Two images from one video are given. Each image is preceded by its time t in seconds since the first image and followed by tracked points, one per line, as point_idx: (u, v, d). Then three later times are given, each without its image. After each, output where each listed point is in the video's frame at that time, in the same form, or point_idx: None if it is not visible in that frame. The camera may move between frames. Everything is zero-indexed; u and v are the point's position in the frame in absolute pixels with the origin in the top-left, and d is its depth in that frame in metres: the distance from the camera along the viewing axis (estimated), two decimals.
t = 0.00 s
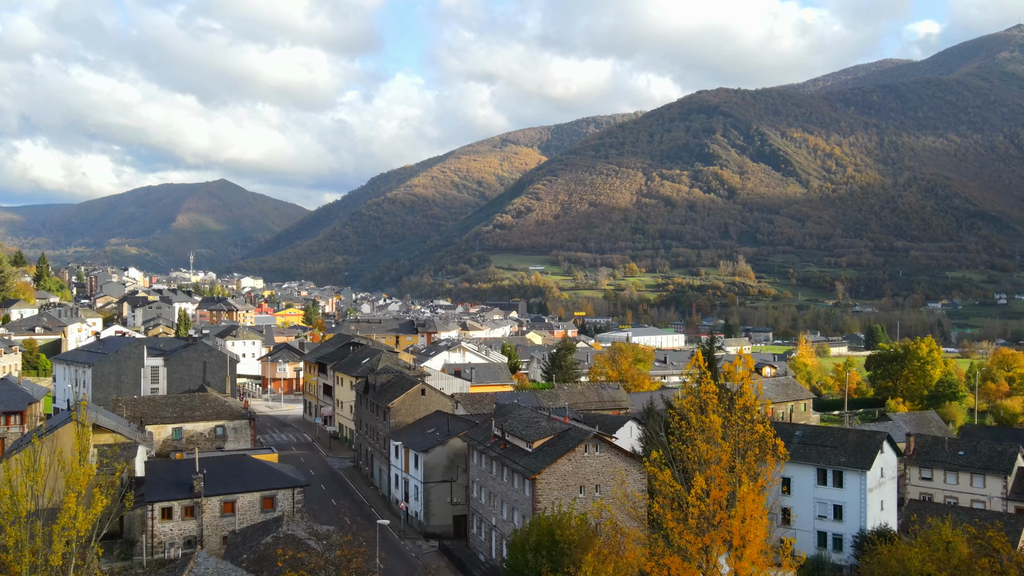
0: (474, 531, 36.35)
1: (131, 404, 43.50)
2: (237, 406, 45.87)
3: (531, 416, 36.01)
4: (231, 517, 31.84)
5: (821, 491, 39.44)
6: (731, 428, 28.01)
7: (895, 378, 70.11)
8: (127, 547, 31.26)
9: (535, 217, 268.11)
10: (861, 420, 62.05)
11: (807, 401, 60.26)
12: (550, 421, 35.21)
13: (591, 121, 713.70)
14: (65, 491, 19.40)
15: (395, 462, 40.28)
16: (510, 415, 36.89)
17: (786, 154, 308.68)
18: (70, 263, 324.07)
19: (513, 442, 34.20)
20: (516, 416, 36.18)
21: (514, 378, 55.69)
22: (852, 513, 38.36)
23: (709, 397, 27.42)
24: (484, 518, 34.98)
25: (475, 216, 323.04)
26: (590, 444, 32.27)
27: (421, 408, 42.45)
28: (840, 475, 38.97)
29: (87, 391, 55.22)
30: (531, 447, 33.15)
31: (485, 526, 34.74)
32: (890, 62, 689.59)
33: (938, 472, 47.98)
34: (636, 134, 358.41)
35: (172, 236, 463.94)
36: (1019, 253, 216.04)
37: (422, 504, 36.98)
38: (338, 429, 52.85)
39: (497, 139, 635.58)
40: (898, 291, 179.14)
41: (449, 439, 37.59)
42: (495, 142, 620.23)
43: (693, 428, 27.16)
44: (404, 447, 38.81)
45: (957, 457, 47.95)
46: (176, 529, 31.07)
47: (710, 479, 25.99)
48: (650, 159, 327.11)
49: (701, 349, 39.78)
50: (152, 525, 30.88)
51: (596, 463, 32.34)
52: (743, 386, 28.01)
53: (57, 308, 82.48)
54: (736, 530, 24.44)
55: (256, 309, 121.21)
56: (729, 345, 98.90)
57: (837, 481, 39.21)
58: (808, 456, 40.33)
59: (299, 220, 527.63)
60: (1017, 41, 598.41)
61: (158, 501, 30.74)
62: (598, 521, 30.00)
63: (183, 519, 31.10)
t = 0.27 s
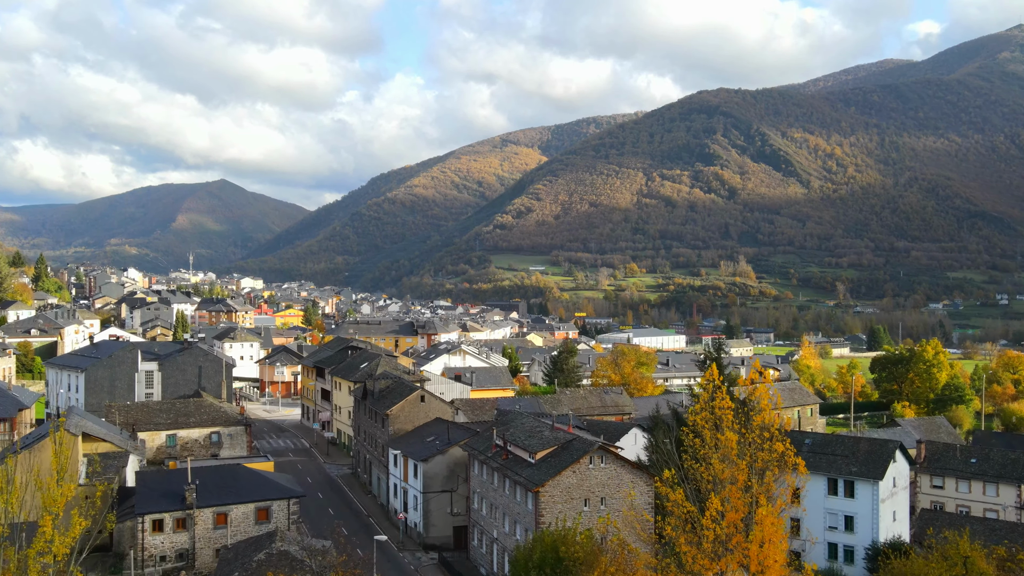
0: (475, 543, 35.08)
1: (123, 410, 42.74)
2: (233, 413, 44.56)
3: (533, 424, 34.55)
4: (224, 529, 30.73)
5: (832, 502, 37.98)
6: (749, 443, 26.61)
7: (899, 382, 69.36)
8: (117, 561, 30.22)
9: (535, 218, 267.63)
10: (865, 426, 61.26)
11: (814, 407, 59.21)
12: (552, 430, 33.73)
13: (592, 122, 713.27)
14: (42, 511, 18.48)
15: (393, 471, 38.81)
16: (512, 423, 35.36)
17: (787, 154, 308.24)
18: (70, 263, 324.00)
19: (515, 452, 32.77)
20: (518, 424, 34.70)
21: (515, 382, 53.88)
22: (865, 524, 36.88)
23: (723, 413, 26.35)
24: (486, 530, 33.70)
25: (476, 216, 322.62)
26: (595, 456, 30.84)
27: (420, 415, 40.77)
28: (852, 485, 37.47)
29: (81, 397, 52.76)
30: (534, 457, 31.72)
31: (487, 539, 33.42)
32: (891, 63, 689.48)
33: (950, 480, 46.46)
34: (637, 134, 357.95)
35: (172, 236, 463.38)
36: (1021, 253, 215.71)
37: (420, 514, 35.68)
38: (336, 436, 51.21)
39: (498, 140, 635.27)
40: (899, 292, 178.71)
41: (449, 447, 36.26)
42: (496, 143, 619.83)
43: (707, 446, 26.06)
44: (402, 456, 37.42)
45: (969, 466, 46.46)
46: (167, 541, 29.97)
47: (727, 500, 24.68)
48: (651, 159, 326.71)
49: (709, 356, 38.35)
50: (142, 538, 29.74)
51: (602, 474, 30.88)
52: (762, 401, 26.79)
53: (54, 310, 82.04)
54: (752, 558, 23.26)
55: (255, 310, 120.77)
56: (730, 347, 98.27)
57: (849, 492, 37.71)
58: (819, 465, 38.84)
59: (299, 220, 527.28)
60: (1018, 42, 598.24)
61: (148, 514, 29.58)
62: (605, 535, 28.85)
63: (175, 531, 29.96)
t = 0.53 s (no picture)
0: (476, 555, 34.14)
1: (114, 414, 40.94)
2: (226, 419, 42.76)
3: (537, 433, 33.50)
4: (218, 542, 28.74)
5: (843, 512, 37.10)
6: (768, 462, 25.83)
7: (905, 384, 68.80)
8: None
9: (535, 218, 267.11)
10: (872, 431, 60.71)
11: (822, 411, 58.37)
12: (556, 440, 32.58)
13: (592, 122, 712.70)
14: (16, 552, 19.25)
15: (392, 480, 37.66)
16: (515, 431, 34.31)
17: (787, 154, 307.85)
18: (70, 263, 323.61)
19: (518, 463, 31.74)
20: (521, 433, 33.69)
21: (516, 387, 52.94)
22: (878, 535, 36.12)
23: (741, 434, 25.73)
24: (488, 543, 32.74)
25: (476, 216, 322.12)
26: (600, 467, 29.80)
27: (420, 422, 39.51)
28: (864, 495, 36.64)
29: (72, 401, 49.99)
30: (537, 469, 30.62)
31: (489, 551, 32.51)
32: (892, 63, 688.93)
33: (962, 488, 44.72)
34: (637, 134, 357.40)
35: (172, 236, 462.84)
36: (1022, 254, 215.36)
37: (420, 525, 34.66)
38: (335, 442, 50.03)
39: (498, 140, 634.78)
40: (900, 292, 178.27)
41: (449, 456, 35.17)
42: (496, 143, 619.29)
43: (724, 466, 25.39)
44: (401, 465, 36.27)
45: (981, 474, 44.56)
46: (158, 555, 28.11)
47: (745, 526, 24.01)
48: (651, 159, 326.17)
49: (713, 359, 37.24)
50: (132, 552, 27.95)
51: (608, 487, 29.93)
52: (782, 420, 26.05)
53: (51, 312, 81.41)
54: None
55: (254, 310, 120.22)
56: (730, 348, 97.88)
57: (860, 502, 36.94)
58: (829, 473, 37.93)
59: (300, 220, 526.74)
60: (1019, 41, 597.70)
61: (138, 526, 27.75)
62: (612, 551, 28.13)
63: (166, 544, 28.06)
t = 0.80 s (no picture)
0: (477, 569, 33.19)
1: (107, 420, 40.16)
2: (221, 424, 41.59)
3: (539, 444, 32.41)
4: (210, 556, 27.75)
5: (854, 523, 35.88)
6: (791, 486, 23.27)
7: (911, 388, 68.07)
8: None
9: (536, 218, 266.58)
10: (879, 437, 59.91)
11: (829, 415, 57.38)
12: (560, 451, 31.54)
13: (593, 122, 712.28)
14: None
15: (390, 490, 36.56)
16: (516, 441, 33.14)
17: (788, 155, 307.51)
18: (71, 263, 323.57)
19: (521, 474, 30.78)
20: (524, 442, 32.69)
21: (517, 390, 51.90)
22: (892, 548, 34.93)
23: (763, 457, 23.00)
24: (490, 557, 31.77)
25: (476, 217, 321.65)
26: (606, 481, 28.90)
27: (419, 430, 38.23)
28: (877, 506, 35.54)
29: (65, 407, 48.68)
30: (540, 482, 29.68)
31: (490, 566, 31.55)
32: (893, 63, 688.44)
33: (975, 497, 42.94)
34: (638, 134, 356.83)
35: (172, 236, 462.38)
36: None
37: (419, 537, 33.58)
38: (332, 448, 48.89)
39: (498, 140, 634.46)
40: (902, 292, 177.69)
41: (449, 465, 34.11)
42: (496, 143, 618.94)
43: (745, 492, 22.78)
44: (400, 474, 35.20)
45: (994, 483, 42.83)
46: (148, 569, 27.10)
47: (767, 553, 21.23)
48: (652, 159, 325.62)
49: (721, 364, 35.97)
50: (121, 565, 26.96)
51: (615, 501, 28.98)
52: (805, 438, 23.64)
53: (48, 314, 81.01)
54: None
55: (253, 311, 119.90)
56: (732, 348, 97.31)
57: (873, 513, 35.80)
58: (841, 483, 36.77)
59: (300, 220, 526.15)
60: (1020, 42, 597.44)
61: (128, 539, 26.81)
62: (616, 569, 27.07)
63: (156, 559, 27.03)
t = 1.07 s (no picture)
0: None
1: (99, 427, 38.92)
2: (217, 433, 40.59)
3: (543, 454, 30.91)
4: (201, 571, 27.17)
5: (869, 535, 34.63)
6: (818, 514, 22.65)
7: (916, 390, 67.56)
8: None
9: (536, 219, 266.17)
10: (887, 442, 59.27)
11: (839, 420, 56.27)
12: (565, 461, 29.89)
13: (594, 122, 711.55)
14: None
15: (390, 502, 35.32)
16: (519, 451, 31.87)
17: (789, 154, 307.40)
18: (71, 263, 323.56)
19: (524, 488, 29.21)
20: (527, 453, 31.14)
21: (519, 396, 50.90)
22: (906, 561, 33.72)
23: (786, 478, 22.48)
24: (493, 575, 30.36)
25: (476, 217, 321.37)
26: (614, 495, 27.31)
27: (419, 438, 37.01)
28: (890, 516, 34.38)
29: (58, 413, 47.59)
30: (545, 495, 28.07)
31: None
32: (894, 62, 687.37)
33: (988, 506, 42.29)
34: (639, 134, 356.52)
35: (172, 236, 461.89)
36: None
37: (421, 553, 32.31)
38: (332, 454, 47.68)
39: (499, 141, 634.07)
40: (903, 293, 177.18)
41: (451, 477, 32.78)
42: (496, 143, 618.47)
43: (768, 517, 22.17)
44: (400, 485, 33.91)
45: (1009, 491, 42.14)
46: None
47: None
48: (653, 159, 325.40)
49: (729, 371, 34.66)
50: None
51: (623, 516, 27.43)
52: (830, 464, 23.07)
53: (46, 315, 80.77)
54: None
55: (253, 312, 119.78)
56: (735, 350, 97.16)
57: (889, 525, 34.67)
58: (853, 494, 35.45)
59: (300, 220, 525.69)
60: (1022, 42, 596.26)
61: (117, 555, 25.95)
62: None
63: (145, 575, 26.26)
